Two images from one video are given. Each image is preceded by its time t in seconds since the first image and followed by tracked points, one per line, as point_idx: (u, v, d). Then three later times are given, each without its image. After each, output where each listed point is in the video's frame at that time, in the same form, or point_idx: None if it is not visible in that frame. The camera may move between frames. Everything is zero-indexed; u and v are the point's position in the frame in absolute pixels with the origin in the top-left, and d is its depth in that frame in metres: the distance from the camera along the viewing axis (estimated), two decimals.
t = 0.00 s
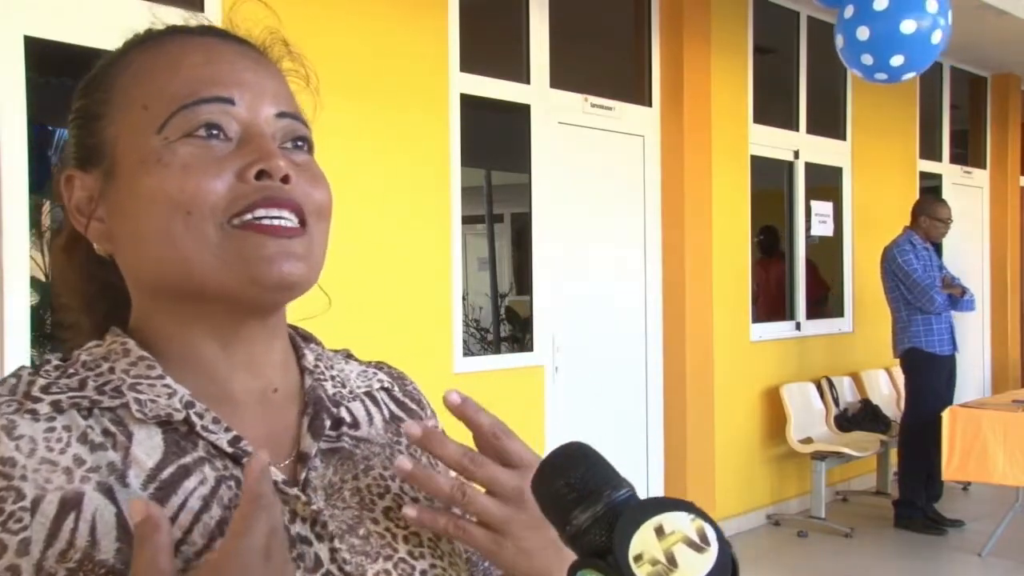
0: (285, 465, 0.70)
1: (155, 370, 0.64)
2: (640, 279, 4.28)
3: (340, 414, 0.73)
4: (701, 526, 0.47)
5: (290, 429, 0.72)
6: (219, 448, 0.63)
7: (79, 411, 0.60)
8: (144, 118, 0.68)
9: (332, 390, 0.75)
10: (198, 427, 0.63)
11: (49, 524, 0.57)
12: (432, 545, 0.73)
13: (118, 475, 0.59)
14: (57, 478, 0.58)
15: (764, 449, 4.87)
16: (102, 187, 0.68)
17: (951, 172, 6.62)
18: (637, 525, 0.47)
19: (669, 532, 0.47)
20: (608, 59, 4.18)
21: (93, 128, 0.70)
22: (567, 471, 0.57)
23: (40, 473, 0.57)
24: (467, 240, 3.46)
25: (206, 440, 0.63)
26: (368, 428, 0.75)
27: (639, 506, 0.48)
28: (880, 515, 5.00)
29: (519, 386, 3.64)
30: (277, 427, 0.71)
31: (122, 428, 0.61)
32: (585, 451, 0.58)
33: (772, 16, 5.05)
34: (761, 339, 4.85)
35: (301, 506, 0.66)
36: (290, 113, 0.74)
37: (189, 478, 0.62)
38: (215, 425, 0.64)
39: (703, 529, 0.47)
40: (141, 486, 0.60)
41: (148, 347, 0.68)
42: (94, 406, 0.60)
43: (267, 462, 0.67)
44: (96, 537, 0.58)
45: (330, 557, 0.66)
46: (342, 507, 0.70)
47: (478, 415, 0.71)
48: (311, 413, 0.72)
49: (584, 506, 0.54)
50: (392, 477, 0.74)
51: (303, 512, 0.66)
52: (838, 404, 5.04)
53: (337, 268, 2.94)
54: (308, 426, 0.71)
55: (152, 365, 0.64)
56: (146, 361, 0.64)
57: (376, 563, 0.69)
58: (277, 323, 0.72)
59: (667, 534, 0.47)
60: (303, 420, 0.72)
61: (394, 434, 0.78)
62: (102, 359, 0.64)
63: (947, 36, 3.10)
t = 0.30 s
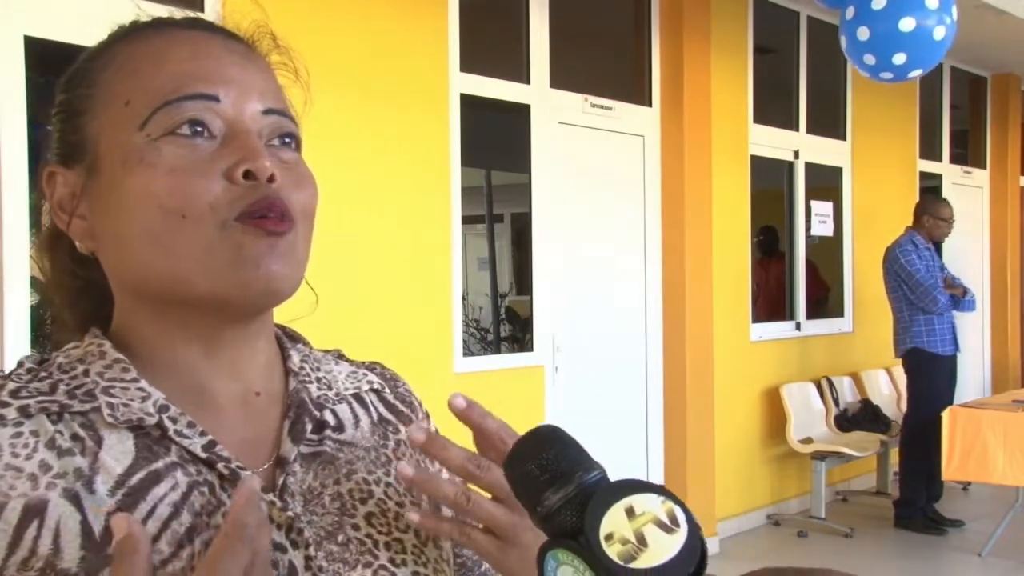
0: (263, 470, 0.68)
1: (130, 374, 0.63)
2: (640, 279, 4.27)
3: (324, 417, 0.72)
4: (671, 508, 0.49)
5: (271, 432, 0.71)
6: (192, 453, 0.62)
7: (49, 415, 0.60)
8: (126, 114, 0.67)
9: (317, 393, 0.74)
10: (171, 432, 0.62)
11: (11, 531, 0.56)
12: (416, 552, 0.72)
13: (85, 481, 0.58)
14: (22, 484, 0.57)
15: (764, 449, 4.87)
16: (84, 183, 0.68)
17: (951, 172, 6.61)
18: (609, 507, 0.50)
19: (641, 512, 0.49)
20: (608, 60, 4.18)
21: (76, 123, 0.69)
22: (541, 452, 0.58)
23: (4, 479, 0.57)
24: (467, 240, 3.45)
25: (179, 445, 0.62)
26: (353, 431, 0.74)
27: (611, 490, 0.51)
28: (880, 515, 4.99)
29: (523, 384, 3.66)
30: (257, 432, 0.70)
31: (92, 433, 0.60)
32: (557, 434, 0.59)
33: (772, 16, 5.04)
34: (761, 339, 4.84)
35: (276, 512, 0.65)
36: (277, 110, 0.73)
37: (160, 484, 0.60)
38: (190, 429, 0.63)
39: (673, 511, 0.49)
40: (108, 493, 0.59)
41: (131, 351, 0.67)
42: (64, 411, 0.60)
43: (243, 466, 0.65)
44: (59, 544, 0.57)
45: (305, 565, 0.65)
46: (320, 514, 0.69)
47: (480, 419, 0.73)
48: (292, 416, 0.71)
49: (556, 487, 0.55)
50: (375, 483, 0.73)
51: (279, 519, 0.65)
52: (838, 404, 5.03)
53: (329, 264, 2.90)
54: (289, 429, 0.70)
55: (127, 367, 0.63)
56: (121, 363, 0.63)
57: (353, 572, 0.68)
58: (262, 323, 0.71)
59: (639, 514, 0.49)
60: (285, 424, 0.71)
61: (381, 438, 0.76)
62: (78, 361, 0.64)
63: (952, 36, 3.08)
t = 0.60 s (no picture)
0: (261, 469, 0.69)
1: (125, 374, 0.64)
2: (640, 278, 4.27)
3: (321, 415, 0.73)
4: (651, 509, 0.74)
5: (268, 433, 0.72)
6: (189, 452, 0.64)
7: (43, 416, 0.59)
8: (125, 117, 0.67)
9: (315, 391, 0.75)
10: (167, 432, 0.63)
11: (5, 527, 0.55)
12: (417, 547, 0.72)
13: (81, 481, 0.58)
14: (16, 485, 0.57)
15: (763, 449, 4.87)
16: (82, 184, 0.69)
17: (950, 172, 6.61)
18: (590, 511, 0.73)
19: (619, 517, 0.73)
20: (607, 60, 4.18)
21: (76, 123, 0.70)
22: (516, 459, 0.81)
23: None
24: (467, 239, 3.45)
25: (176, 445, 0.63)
26: (350, 428, 0.75)
27: (590, 497, 0.74)
28: (880, 515, 4.99)
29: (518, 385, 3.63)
30: (254, 432, 0.71)
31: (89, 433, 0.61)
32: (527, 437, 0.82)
33: (772, 15, 5.04)
34: (761, 339, 4.84)
35: (273, 509, 0.65)
36: (278, 114, 0.74)
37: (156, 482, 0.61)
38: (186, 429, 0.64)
39: (651, 513, 0.74)
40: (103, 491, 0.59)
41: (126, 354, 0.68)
42: (58, 412, 0.60)
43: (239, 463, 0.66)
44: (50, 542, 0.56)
45: (303, 563, 0.65)
46: (318, 510, 0.68)
47: (493, 326, 0.76)
48: (290, 414, 0.72)
49: (535, 492, 0.78)
50: (374, 478, 0.73)
51: (276, 517, 0.65)
52: (838, 404, 5.04)
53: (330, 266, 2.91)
54: (287, 427, 0.71)
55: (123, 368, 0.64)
56: (116, 364, 0.64)
57: (352, 569, 0.68)
58: (262, 327, 0.72)
59: (617, 519, 0.73)
60: (283, 421, 0.72)
61: (378, 434, 0.77)
62: (74, 363, 0.64)
63: (961, 38, 3.07)
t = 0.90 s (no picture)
0: (286, 463, 0.69)
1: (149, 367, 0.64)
2: (640, 278, 4.28)
3: (342, 409, 0.74)
4: (654, 508, 0.61)
5: (290, 428, 0.72)
6: (214, 445, 0.63)
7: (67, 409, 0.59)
8: (150, 115, 0.68)
9: (335, 386, 0.76)
10: (192, 426, 0.63)
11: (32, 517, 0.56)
12: (439, 538, 0.73)
13: (107, 473, 0.59)
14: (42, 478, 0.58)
15: (763, 449, 4.87)
16: (106, 182, 0.69)
17: (951, 172, 6.62)
18: (593, 508, 0.61)
19: (623, 515, 0.60)
20: (608, 60, 4.19)
21: (100, 122, 0.71)
22: (517, 455, 0.70)
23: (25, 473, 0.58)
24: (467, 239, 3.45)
25: (201, 438, 0.63)
26: (370, 422, 0.75)
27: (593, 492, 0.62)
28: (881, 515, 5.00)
29: (518, 385, 3.64)
30: (277, 426, 0.71)
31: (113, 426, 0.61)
32: (528, 434, 0.72)
33: (772, 16, 5.04)
34: (761, 339, 4.85)
35: (298, 502, 0.64)
36: (302, 115, 0.74)
37: (181, 476, 0.61)
38: (210, 423, 0.64)
39: (655, 512, 0.61)
40: (130, 485, 0.59)
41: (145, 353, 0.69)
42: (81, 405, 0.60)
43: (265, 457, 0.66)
44: (82, 534, 0.57)
45: (329, 555, 0.65)
46: (342, 503, 0.68)
47: (519, 268, 0.68)
48: (312, 409, 0.72)
49: (536, 491, 0.67)
50: (396, 471, 0.73)
51: (301, 509, 0.64)
52: (838, 404, 5.04)
53: (349, 267, 2.97)
54: (309, 421, 0.71)
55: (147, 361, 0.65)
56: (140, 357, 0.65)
57: (378, 559, 0.68)
58: (283, 327, 0.72)
59: (621, 518, 0.60)
60: (304, 416, 0.72)
61: (398, 426, 0.77)
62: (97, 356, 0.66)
63: (969, 37, 3.07)
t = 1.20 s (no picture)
0: (314, 465, 0.72)
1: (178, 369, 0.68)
2: (640, 278, 4.28)
3: (369, 410, 0.76)
4: (676, 493, 0.77)
5: (319, 427, 0.75)
6: (246, 447, 0.66)
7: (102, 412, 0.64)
8: (175, 115, 0.70)
9: (361, 386, 0.78)
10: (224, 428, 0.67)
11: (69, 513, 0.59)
12: (463, 540, 0.75)
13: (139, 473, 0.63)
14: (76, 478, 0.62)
15: (763, 449, 4.88)
16: (136, 181, 0.72)
17: (950, 172, 6.62)
18: (618, 493, 0.75)
19: (646, 502, 0.75)
20: (608, 60, 4.20)
21: (129, 121, 0.73)
22: (541, 441, 0.82)
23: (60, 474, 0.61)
24: (467, 239, 3.47)
25: (233, 440, 0.67)
26: (396, 423, 0.78)
27: (617, 479, 0.76)
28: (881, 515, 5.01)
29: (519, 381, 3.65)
30: (305, 426, 0.74)
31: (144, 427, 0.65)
32: (550, 420, 0.84)
33: (772, 16, 5.05)
34: (761, 339, 4.86)
35: (328, 505, 0.68)
36: (328, 112, 0.76)
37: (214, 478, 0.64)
38: (241, 425, 0.67)
39: (677, 498, 0.77)
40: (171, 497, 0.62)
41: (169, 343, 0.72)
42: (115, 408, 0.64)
43: (294, 459, 0.69)
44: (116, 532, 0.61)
45: (358, 557, 0.68)
46: (369, 505, 0.71)
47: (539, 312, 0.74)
48: (340, 410, 0.75)
49: (560, 475, 0.79)
50: (421, 473, 0.76)
51: (331, 512, 0.68)
52: (837, 404, 5.05)
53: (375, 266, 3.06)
54: (337, 423, 0.74)
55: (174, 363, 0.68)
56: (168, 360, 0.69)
57: (404, 562, 0.71)
58: (307, 325, 0.75)
59: (644, 503, 0.75)
60: (332, 417, 0.75)
61: (423, 428, 0.80)
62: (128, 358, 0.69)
63: (970, 38, 3.07)
